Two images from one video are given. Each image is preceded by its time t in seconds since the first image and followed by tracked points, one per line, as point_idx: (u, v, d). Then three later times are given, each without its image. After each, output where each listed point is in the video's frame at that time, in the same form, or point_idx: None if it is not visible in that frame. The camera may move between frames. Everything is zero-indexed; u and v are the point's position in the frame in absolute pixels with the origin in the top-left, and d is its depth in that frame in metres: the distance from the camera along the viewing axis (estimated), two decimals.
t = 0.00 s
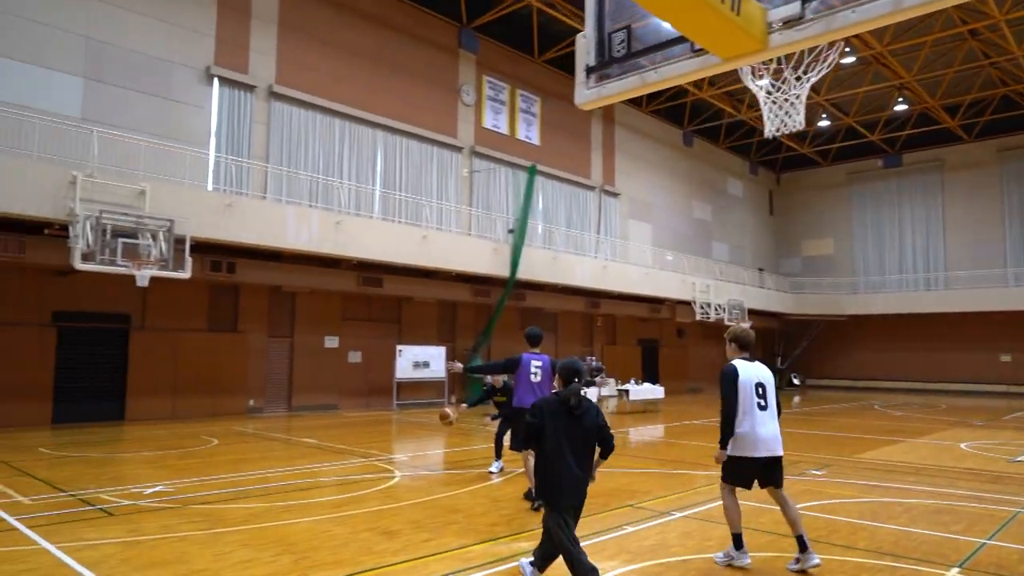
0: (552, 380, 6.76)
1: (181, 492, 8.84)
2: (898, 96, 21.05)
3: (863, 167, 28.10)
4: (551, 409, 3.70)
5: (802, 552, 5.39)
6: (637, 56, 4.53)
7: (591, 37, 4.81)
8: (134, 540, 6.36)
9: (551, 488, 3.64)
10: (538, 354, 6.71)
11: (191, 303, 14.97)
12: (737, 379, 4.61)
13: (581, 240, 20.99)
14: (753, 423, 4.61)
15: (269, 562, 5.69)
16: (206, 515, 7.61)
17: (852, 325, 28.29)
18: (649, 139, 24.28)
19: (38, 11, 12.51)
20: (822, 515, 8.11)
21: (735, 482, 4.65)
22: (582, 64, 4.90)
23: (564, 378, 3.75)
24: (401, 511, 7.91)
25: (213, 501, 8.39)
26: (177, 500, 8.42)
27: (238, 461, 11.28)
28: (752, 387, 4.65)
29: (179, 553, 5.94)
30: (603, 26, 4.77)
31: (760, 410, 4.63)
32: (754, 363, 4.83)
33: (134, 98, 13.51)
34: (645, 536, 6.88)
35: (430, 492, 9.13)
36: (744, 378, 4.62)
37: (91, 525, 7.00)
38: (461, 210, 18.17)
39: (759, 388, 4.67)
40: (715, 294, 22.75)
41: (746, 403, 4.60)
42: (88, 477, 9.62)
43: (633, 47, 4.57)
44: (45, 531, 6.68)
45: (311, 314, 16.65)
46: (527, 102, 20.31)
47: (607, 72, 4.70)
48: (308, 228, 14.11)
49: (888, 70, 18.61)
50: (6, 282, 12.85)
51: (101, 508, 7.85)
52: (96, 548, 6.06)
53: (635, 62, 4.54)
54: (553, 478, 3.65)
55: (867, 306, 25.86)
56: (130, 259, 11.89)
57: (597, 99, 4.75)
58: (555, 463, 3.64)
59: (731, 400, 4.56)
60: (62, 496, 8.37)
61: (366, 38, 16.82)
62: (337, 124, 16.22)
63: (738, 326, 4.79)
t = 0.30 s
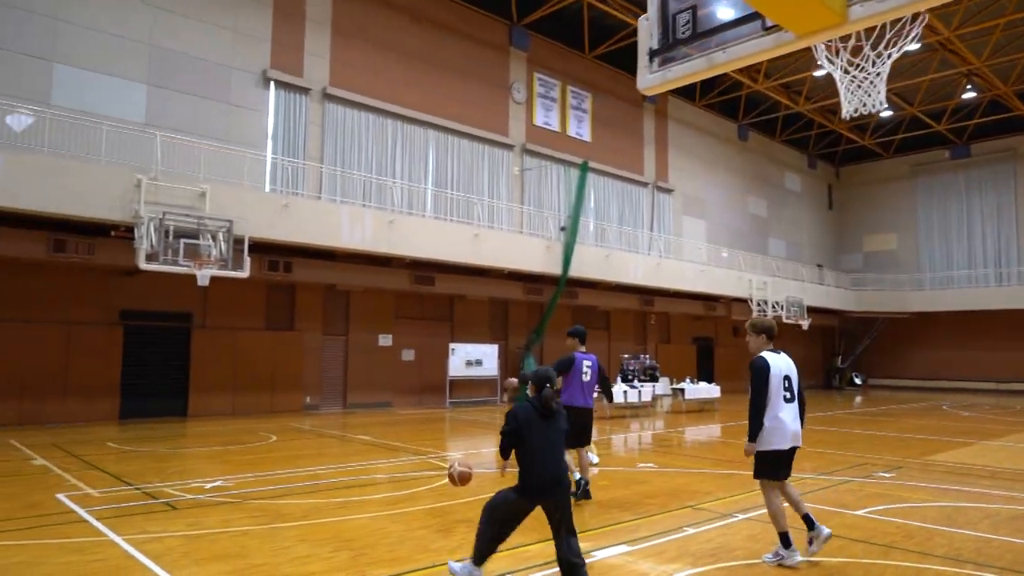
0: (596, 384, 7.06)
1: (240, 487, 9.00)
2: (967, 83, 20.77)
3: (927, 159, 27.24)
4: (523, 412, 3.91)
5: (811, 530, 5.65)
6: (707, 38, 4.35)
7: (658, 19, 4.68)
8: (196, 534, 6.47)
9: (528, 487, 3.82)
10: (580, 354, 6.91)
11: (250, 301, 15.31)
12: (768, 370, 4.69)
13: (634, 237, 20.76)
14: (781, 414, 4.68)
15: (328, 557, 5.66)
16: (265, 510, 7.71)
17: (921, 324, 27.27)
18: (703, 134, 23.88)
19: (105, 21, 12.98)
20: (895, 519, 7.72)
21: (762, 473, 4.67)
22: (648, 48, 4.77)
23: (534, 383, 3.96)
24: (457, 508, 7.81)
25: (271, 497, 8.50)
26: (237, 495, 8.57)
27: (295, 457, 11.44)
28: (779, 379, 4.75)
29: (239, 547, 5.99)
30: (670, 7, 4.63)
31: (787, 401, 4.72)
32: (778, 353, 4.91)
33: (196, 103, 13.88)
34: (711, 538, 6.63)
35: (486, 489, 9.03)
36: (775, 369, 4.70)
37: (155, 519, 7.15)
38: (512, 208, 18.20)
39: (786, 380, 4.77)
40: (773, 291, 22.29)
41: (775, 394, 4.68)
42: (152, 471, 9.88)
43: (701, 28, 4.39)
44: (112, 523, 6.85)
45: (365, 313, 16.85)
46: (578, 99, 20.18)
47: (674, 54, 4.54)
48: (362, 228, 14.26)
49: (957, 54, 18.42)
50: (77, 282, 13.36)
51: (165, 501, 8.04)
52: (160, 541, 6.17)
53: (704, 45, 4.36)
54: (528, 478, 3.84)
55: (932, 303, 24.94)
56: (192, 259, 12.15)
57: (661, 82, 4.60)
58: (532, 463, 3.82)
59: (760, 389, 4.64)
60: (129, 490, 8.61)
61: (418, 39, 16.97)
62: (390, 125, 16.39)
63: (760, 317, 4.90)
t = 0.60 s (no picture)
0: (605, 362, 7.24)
1: (275, 465, 9.13)
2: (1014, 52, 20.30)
3: (971, 133, 26.47)
4: (476, 385, 4.47)
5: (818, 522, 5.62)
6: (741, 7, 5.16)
7: None
8: (233, 511, 6.56)
9: (463, 449, 4.35)
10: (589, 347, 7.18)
11: (282, 281, 15.47)
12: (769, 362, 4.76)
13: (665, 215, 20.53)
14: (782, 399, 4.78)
15: (362, 535, 5.69)
16: (300, 488, 7.81)
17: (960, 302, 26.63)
18: (736, 110, 23.42)
19: (139, 5, 13.08)
20: (939, 503, 7.50)
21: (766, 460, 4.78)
22: (683, 18, 5.68)
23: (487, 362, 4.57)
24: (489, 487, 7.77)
25: (306, 474, 8.62)
26: (272, 472, 8.69)
27: (328, 436, 11.56)
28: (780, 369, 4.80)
29: (275, 524, 6.05)
30: None
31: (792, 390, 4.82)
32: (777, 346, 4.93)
33: (229, 85, 13.96)
34: (749, 519, 6.54)
35: (519, 467, 9.00)
36: (777, 361, 4.77)
37: (192, 495, 7.28)
38: (542, 187, 18.11)
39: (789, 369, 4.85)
40: (808, 269, 21.93)
41: (779, 385, 4.73)
42: (189, 449, 10.07)
43: None
44: (152, 499, 6.99)
45: (397, 293, 16.92)
46: (607, 76, 19.89)
47: (709, 23, 5.43)
48: (392, 209, 14.26)
49: (1002, 22, 18.21)
50: (115, 263, 13.59)
51: (202, 479, 8.17)
52: (198, 518, 6.27)
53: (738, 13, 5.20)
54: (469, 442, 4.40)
55: (971, 281, 24.33)
56: (226, 241, 12.32)
57: (698, 50, 5.52)
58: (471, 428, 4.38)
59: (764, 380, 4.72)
60: (166, 467, 8.78)
61: (447, 17, 16.82)
62: (420, 104, 16.32)
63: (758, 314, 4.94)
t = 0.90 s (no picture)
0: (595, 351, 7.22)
1: (288, 458, 9.20)
2: None
3: (988, 123, 26.08)
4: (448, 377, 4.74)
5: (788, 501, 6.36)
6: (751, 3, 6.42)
7: None
8: (245, 504, 6.62)
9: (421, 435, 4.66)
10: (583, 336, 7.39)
11: (295, 274, 15.53)
12: (755, 349, 4.73)
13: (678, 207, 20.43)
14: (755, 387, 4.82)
15: (373, 528, 5.71)
16: (312, 481, 7.86)
17: (976, 294, 26.32)
18: (750, 101, 23.21)
19: None
20: (955, 498, 7.45)
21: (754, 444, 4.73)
22: (695, 11, 7.01)
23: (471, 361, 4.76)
24: (501, 481, 7.78)
25: (318, 467, 8.67)
26: (285, 465, 8.76)
27: (340, 429, 11.62)
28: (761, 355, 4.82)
29: (287, 517, 6.09)
30: None
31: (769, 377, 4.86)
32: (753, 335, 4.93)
33: (243, 79, 14.00)
34: (762, 514, 6.50)
35: (530, 460, 9.01)
36: (761, 348, 4.78)
37: (206, 488, 7.34)
38: (554, 179, 18.07)
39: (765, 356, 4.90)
40: (822, 261, 21.74)
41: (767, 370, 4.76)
42: (202, 441, 10.16)
43: None
44: (166, 492, 7.06)
45: (408, 286, 16.95)
46: (620, 67, 19.76)
47: (718, 16, 6.76)
48: (404, 202, 14.27)
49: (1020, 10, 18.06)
50: (130, 256, 13.71)
51: (214, 471, 8.25)
52: (210, 510, 6.32)
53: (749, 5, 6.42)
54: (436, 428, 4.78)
55: (988, 273, 24.04)
56: (238, 234, 12.33)
57: (707, 41, 6.84)
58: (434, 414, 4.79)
59: (754, 371, 4.68)
60: (180, 459, 8.86)
61: (459, 9, 16.75)
62: (431, 97, 16.29)
63: (733, 304, 4.98)
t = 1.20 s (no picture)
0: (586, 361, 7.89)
1: (294, 464, 9.53)
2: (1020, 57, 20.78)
3: (978, 135, 26.50)
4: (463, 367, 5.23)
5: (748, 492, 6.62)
6: (751, 16, 5.56)
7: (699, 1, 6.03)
8: (254, 510, 6.95)
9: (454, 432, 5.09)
10: (569, 345, 8.05)
11: (302, 284, 15.89)
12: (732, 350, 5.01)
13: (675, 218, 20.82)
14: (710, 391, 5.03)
15: (376, 533, 6.03)
16: (317, 487, 8.19)
17: (970, 303, 26.67)
18: (745, 114, 23.63)
19: (165, 18, 13.55)
20: (940, 503, 7.76)
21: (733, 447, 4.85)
22: (687, 30, 6.11)
23: (475, 341, 5.20)
24: (500, 487, 8.10)
25: (323, 473, 9.01)
26: (292, 471, 9.09)
27: (345, 436, 11.96)
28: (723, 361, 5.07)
29: (293, 522, 6.43)
30: None
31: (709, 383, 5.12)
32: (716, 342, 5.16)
33: (252, 95, 14.41)
34: (752, 519, 6.82)
35: (529, 467, 9.33)
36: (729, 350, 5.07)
37: (214, 494, 7.68)
38: (555, 191, 18.46)
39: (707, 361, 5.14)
40: (817, 271, 22.10)
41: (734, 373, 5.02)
42: (210, 448, 10.50)
43: (740, 7, 5.69)
44: (176, 497, 7.40)
45: (411, 295, 17.31)
46: (618, 82, 20.17)
47: (712, 33, 5.85)
48: (408, 213, 14.63)
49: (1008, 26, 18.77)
50: (142, 267, 14.09)
51: (223, 477, 8.58)
52: (218, 516, 6.66)
53: (751, 20, 5.54)
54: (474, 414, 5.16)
55: (981, 282, 24.39)
56: (246, 245, 12.68)
57: (701, 58, 5.93)
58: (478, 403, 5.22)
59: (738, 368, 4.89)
60: (190, 466, 9.19)
61: (462, 26, 17.17)
62: (434, 111, 16.70)
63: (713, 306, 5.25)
